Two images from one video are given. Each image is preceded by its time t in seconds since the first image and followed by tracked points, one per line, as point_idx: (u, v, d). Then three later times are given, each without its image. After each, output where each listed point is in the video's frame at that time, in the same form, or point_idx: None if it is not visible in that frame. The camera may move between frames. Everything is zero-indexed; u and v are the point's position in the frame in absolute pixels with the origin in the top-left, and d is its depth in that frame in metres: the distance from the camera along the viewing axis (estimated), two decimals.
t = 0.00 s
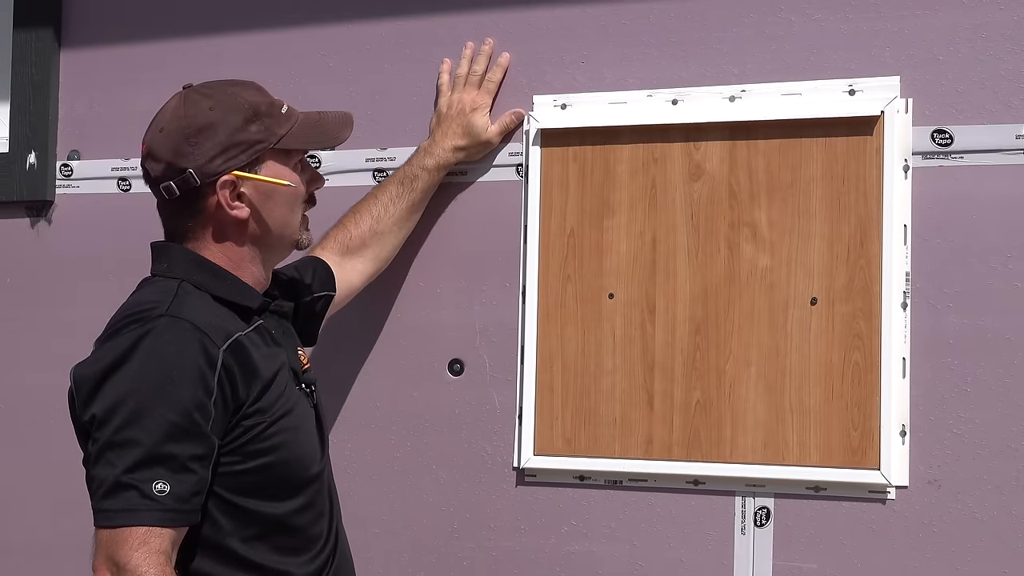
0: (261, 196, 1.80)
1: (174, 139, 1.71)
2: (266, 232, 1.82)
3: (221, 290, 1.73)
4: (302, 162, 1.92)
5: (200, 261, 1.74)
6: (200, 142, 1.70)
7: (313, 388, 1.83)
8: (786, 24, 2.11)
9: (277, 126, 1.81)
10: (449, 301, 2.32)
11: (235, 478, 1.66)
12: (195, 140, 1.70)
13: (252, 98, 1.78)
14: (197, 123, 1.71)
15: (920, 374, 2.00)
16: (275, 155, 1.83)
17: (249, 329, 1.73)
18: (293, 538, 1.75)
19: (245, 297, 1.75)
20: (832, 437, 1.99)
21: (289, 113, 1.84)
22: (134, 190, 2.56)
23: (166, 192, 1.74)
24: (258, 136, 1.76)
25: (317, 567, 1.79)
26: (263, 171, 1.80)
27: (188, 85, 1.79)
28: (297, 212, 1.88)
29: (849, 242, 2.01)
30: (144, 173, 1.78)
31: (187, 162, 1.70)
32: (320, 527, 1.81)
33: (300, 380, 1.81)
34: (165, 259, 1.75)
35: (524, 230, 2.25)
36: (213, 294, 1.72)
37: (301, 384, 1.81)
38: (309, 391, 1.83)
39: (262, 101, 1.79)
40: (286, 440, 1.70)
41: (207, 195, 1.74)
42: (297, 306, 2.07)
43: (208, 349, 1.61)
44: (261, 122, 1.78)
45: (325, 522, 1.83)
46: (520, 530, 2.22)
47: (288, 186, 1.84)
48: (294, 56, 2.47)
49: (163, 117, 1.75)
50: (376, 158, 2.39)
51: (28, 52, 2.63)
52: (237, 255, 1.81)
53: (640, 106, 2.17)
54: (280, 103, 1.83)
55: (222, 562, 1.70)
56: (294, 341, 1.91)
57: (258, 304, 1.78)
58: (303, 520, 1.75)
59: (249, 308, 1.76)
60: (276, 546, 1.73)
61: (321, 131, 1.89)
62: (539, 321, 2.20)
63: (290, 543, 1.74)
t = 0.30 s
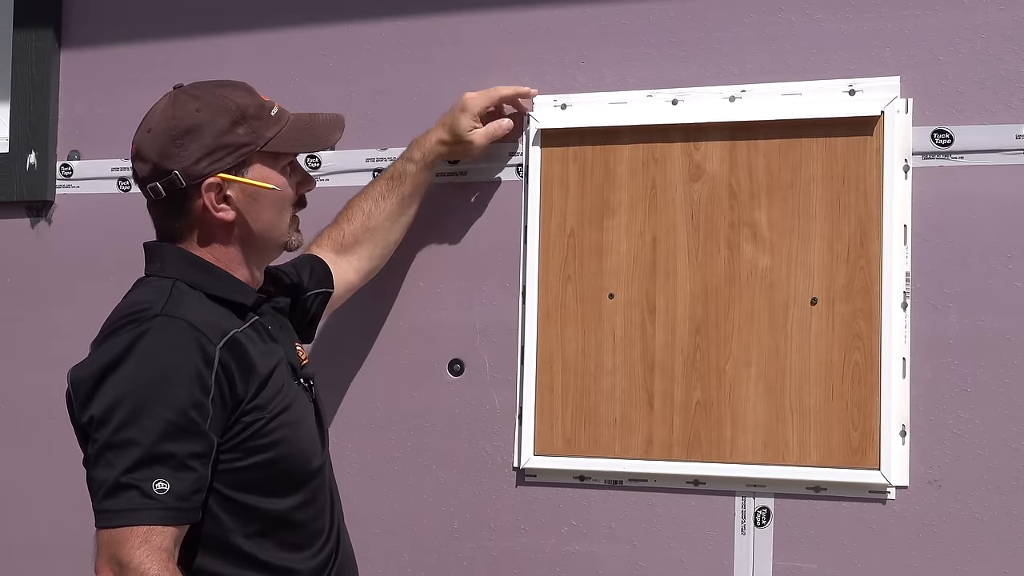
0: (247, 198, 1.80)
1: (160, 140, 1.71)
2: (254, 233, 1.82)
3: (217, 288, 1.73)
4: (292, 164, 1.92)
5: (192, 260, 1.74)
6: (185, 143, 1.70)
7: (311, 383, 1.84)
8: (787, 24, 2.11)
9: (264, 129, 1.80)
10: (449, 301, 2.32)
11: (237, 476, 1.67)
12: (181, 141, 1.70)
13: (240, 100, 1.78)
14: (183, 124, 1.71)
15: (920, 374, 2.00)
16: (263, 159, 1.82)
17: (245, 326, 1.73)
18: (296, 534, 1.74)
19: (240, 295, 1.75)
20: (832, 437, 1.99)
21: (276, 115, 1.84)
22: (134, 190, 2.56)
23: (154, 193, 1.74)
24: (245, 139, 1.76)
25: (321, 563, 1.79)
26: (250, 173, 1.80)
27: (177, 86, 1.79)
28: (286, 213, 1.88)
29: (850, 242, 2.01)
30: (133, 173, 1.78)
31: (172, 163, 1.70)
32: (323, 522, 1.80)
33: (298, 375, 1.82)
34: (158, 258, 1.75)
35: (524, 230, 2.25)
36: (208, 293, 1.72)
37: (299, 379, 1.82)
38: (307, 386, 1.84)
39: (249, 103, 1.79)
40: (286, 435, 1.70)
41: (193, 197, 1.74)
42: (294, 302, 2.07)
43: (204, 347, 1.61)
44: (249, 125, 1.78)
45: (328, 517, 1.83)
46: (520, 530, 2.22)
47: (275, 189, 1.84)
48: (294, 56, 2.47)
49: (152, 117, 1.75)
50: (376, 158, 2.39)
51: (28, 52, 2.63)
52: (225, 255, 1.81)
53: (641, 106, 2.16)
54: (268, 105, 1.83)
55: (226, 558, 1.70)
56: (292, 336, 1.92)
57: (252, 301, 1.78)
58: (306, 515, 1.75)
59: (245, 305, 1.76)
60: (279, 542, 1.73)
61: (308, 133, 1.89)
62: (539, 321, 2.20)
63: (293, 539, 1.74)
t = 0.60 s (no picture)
0: (254, 199, 1.80)
1: (165, 143, 1.70)
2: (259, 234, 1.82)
3: (224, 292, 1.73)
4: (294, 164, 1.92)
5: (199, 261, 1.74)
6: (192, 146, 1.70)
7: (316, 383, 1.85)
8: (786, 23, 2.11)
9: (269, 129, 1.80)
10: (449, 301, 2.32)
11: (245, 480, 1.67)
12: (187, 144, 1.70)
13: (245, 101, 1.77)
14: (189, 127, 1.70)
15: (919, 374, 2.00)
16: (267, 160, 1.82)
17: (253, 330, 1.73)
18: (303, 536, 1.75)
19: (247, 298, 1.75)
20: (831, 436, 1.99)
21: (280, 116, 1.83)
22: (134, 190, 2.56)
23: (159, 196, 1.73)
24: (251, 140, 1.76)
25: (327, 566, 1.80)
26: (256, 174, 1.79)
27: (179, 87, 1.77)
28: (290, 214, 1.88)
29: (849, 242, 2.01)
30: (135, 176, 1.77)
31: (179, 166, 1.70)
32: (329, 523, 1.81)
33: (303, 376, 1.82)
34: (165, 262, 1.74)
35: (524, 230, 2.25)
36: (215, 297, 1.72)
37: (304, 379, 1.82)
38: (312, 386, 1.84)
39: (253, 104, 1.78)
40: (294, 439, 1.70)
41: (200, 200, 1.73)
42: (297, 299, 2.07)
43: (214, 354, 1.60)
44: (254, 126, 1.77)
45: (334, 519, 1.84)
46: (520, 530, 2.22)
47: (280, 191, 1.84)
48: (293, 56, 2.47)
49: (154, 119, 1.74)
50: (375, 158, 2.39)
51: (27, 52, 2.63)
52: (231, 256, 1.81)
53: (640, 105, 2.16)
54: (272, 105, 1.82)
55: (234, 564, 1.70)
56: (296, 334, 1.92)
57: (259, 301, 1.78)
58: (313, 517, 1.76)
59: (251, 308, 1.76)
60: (287, 545, 1.73)
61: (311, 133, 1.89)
62: (539, 321, 2.20)
63: (300, 542, 1.75)
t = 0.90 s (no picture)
0: (269, 197, 1.77)
1: (180, 143, 1.66)
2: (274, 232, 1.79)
3: (242, 294, 1.71)
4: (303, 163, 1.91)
5: (215, 263, 1.71)
6: (208, 146, 1.66)
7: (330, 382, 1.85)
8: (784, 23, 2.11)
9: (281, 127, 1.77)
10: (448, 301, 2.31)
11: (272, 483, 1.67)
12: (203, 144, 1.66)
13: (258, 99, 1.74)
14: (204, 126, 1.66)
15: (917, 374, 2.00)
16: (281, 157, 1.79)
17: (272, 331, 1.71)
18: (329, 537, 1.76)
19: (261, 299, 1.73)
20: (830, 436, 1.99)
21: (292, 113, 1.81)
22: (132, 190, 2.57)
23: (174, 197, 1.69)
24: (265, 138, 1.73)
25: (351, 565, 1.81)
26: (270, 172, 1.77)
27: (188, 86, 1.73)
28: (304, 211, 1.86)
29: (847, 242, 2.01)
30: (145, 177, 1.72)
31: (196, 166, 1.66)
32: (352, 522, 1.82)
33: (319, 375, 1.82)
34: (180, 265, 1.71)
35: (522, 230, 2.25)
36: (235, 299, 1.70)
37: (319, 379, 1.82)
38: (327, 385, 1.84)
39: (266, 102, 1.75)
40: (318, 441, 1.70)
41: (217, 200, 1.70)
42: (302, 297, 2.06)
43: (243, 357, 1.58)
44: (268, 124, 1.74)
45: (355, 518, 1.85)
46: (518, 530, 2.22)
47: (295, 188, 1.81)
48: (292, 56, 2.47)
49: (166, 119, 1.69)
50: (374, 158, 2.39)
51: (25, 52, 2.63)
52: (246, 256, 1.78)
53: (638, 106, 2.16)
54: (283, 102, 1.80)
55: (264, 567, 1.70)
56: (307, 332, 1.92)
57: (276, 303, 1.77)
58: (337, 517, 1.77)
59: (268, 309, 1.74)
60: (315, 547, 1.73)
61: (323, 130, 1.88)
62: (537, 322, 2.20)
63: (327, 542, 1.75)
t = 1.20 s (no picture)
0: (279, 201, 1.77)
1: (191, 148, 1.63)
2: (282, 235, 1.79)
3: (248, 296, 1.71)
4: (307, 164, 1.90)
5: (221, 267, 1.69)
6: (220, 150, 1.64)
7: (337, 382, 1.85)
8: (784, 24, 2.11)
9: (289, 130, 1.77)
10: (448, 301, 2.31)
11: (287, 484, 1.67)
12: (215, 148, 1.64)
13: (266, 102, 1.73)
14: (215, 130, 1.64)
15: (916, 374, 2.00)
16: (289, 161, 1.79)
17: (280, 333, 1.71)
18: (343, 536, 1.76)
19: (267, 301, 1.73)
20: (829, 436, 1.99)
21: (299, 116, 1.80)
22: (131, 190, 2.57)
23: (184, 202, 1.66)
24: (275, 141, 1.72)
25: (364, 564, 1.81)
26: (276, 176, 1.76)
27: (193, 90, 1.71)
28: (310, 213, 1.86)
29: (846, 242, 2.01)
30: (150, 182, 1.68)
31: (208, 171, 1.64)
32: (364, 521, 1.83)
33: (326, 376, 1.83)
34: (186, 268, 1.69)
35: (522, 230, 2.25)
36: (242, 302, 1.69)
37: (327, 379, 1.83)
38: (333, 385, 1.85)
39: (274, 105, 1.74)
40: (331, 441, 1.71)
41: (228, 205, 1.68)
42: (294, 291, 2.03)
43: (256, 359, 1.57)
44: (277, 127, 1.73)
45: (365, 518, 1.85)
46: (517, 531, 2.22)
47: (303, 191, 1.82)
48: (291, 56, 2.47)
49: (173, 124, 1.67)
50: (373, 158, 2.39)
51: (25, 52, 2.63)
52: (254, 260, 1.76)
53: (638, 106, 2.16)
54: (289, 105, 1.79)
55: (279, 568, 1.70)
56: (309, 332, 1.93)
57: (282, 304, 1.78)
58: (349, 516, 1.77)
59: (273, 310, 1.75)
60: (329, 547, 1.74)
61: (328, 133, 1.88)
62: (537, 322, 2.20)
63: (340, 542, 1.76)
